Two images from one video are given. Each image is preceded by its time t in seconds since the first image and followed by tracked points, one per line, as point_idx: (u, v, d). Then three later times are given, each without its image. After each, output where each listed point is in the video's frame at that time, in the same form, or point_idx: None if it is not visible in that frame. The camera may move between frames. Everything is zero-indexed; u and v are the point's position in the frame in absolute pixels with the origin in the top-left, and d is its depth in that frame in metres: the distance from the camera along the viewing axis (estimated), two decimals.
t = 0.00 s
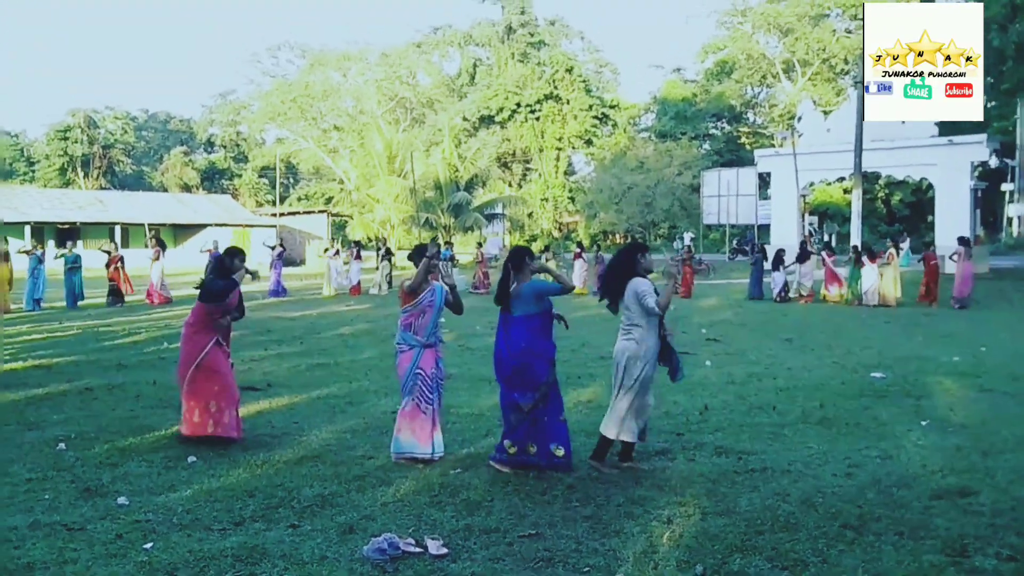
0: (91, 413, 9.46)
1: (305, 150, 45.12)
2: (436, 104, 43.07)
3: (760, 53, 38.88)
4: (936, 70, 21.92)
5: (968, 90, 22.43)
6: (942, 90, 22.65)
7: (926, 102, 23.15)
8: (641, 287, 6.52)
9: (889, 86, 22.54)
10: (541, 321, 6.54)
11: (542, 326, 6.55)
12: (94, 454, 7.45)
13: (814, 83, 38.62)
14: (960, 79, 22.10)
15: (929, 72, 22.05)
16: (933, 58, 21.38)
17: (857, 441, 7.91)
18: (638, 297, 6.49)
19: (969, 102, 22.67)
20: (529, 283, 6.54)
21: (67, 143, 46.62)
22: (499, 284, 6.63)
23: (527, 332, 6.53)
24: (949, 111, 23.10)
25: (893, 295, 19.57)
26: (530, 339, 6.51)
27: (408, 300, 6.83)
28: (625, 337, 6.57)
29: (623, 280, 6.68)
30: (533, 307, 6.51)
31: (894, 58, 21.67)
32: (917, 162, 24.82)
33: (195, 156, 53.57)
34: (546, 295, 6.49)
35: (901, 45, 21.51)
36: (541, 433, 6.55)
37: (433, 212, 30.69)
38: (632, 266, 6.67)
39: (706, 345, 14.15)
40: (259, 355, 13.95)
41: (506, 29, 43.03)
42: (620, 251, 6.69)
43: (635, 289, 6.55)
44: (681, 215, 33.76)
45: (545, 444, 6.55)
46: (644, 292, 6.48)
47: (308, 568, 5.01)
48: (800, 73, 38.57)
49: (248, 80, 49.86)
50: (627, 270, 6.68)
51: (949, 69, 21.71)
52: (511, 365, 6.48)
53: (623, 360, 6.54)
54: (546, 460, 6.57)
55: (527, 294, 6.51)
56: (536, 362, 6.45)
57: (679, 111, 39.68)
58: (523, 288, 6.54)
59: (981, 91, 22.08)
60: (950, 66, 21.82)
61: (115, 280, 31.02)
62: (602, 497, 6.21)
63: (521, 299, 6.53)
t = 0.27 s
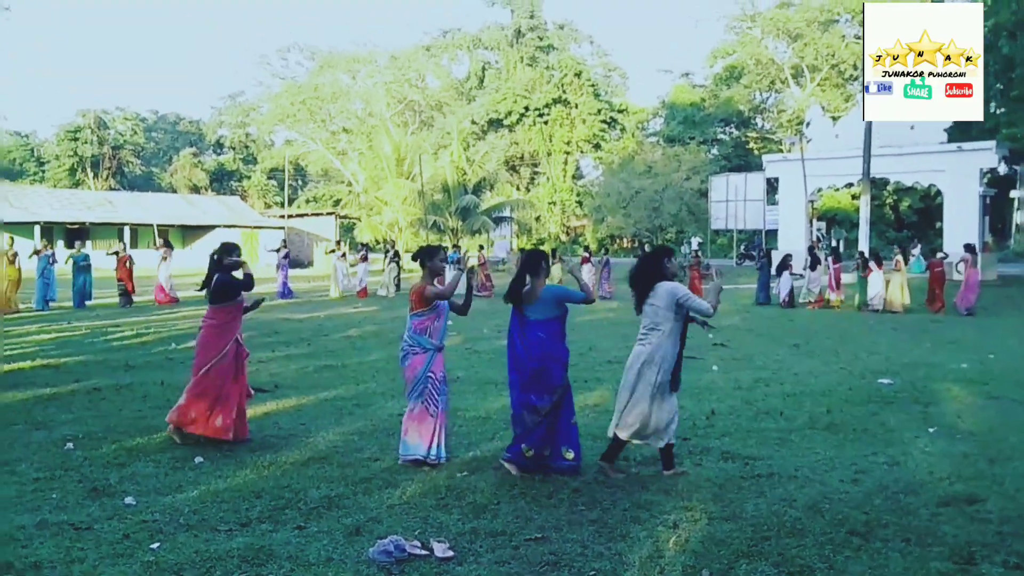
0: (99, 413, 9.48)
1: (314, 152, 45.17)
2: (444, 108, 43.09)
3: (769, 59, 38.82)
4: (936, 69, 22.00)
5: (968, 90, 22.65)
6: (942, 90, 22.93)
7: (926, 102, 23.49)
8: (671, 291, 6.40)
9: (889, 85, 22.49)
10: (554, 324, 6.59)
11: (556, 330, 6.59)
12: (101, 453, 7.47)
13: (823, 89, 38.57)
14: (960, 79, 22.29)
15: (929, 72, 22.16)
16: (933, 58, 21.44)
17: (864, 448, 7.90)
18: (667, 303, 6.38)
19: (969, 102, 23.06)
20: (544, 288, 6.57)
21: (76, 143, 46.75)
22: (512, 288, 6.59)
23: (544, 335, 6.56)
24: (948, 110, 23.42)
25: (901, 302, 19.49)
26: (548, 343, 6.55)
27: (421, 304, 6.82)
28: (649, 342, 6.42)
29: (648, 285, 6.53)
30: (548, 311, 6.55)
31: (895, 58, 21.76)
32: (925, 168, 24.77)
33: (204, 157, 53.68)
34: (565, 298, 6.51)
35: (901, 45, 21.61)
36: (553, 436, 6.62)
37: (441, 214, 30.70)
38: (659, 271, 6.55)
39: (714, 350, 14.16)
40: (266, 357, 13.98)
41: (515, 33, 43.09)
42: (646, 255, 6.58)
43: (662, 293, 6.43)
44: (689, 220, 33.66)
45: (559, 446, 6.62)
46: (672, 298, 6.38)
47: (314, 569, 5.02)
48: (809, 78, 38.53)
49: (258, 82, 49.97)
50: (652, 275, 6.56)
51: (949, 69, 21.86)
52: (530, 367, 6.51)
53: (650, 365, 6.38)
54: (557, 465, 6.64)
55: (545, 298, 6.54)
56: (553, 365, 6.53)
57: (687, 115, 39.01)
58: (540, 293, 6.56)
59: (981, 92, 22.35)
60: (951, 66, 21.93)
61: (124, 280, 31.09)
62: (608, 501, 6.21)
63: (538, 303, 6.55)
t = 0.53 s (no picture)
0: (89, 410, 9.46)
1: (306, 148, 45.11)
2: (436, 103, 43.07)
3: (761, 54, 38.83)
4: (936, 70, 21.63)
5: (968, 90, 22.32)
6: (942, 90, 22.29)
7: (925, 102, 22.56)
8: (702, 298, 6.41)
9: (889, 85, 21.87)
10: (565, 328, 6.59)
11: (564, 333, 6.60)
12: (92, 450, 7.45)
13: (815, 83, 38.64)
14: (959, 79, 21.95)
15: (929, 73, 21.69)
16: (933, 58, 21.17)
17: (855, 442, 7.91)
18: (701, 311, 6.39)
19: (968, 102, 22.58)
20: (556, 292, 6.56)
21: (67, 139, 46.58)
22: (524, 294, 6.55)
23: (556, 340, 6.57)
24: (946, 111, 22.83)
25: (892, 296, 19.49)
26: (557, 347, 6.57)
27: (430, 307, 6.86)
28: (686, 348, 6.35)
29: (673, 292, 6.46)
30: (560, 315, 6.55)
31: (896, 59, 21.27)
32: (917, 163, 24.82)
33: (195, 153, 53.56)
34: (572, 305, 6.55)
35: (901, 45, 21.09)
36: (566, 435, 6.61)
37: (434, 210, 30.65)
38: (681, 277, 6.51)
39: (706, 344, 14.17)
40: (258, 353, 13.95)
41: (507, 28, 43.06)
42: (670, 260, 6.51)
43: (693, 300, 6.41)
44: (681, 215, 33.66)
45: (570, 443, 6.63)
46: (705, 306, 6.39)
47: (306, 565, 5.01)
48: (802, 72, 38.58)
49: (249, 77, 49.87)
50: (676, 281, 6.50)
51: (949, 69, 21.58)
52: (543, 374, 6.53)
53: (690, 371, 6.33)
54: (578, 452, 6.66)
55: (558, 303, 6.54)
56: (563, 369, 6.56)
57: (680, 111, 39.86)
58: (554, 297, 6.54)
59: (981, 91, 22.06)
60: (950, 66, 21.61)
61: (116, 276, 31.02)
62: (600, 496, 6.21)
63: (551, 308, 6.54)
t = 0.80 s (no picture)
0: (78, 406, 9.43)
1: (294, 143, 44.52)
2: (426, 98, 43.08)
3: (751, 49, 38.84)
4: (937, 70, 21.20)
5: (968, 90, 21.94)
6: (942, 90, 22.08)
7: (926, 102, 22.54)
8: (731, 286, 6.26)
9: (890, 86, 22.09)
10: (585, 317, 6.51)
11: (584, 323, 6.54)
12: (81, 446, 7.42)
13: (804, 79, 38.75)
14: (960, 79, 21.47)
15: (929, 72, 21.23)
16: (933, 58, 20.63)
17: (845, 436, 7.93)
18: (731, 300, 6.24)
19: (968, 102, 22.23)
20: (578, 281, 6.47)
21: (54, 134, 46.36)
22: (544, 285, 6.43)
23: (582, 329, 6.49)
24: (947, 111, 22.67)
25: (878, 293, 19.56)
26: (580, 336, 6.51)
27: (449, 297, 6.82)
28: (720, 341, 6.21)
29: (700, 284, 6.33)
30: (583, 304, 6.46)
31: (895, 59, 21.23)
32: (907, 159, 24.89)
33: (184, 148, 53.39)
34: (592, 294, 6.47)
35: (902, 45, 21.00)
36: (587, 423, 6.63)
37: (423, 205, 30.58)
38: (707, 267, 6.37)
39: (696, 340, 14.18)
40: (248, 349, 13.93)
41: (497, 23, 43.05)
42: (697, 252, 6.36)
43: (721, 290, 6.26)
44: (671, 210, 33.63)
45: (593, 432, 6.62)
46: (734, 294, 6.24)
47: (296, 561, 5.00)
48: (791, 68, 38.62)
49: (238, 73, 49.72)
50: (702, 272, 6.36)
51: (950, 69, 21.05)
52: (578, 362, 6.43)
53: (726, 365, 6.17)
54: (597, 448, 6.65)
55: (581, 293, 6.43)
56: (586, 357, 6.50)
57: (670, 106, 39.65)
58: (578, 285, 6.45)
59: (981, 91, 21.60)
60: (950, 66, 21.13)
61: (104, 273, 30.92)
62: (590, 491, 6.21)
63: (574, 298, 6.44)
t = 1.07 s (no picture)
0: (66, 405, 9.40)
1: (285, 141, 44.94)
2: (415, 95, 42.82)
3: (740, 47, 38.87)
4: (935, 69, 21.33)
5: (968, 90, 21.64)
6: (943, 89, 22.09)
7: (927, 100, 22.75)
8: (756, 278, 6.51)
9: (889, 85, 22.52)
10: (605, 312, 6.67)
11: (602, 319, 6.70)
12: (70, 446, 7.40)
13: (793, 76, 38.79)
14: (960, 79, 21.30)
15: (929, 72, 21.45)
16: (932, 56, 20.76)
17: (834, 433, 7.95)
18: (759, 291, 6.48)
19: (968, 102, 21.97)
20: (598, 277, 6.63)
21: (42, 132, 46.14)
22: (565, 282, 6.54)
23: (602, 327, 6.60)
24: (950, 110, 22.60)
25: (866, 289, 19.60)
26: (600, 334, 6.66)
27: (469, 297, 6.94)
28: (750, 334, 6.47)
29: (725, 277, 6.54)
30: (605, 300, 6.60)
31: (894, 58, 21.45)
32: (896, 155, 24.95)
33: (173, 147, 53.21)
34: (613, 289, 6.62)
35: (902, 46, 21.22)
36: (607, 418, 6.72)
37: (414, 204, 30.55)
38: (731, 257, 6.56)
39: (686, 337, 14.20)
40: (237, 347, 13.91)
41: (487, 20, 42.83)
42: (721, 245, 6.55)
43: (747, 282, 6.50)
44: (661, 208, 33.64)
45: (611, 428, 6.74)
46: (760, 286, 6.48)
47: (285, 560, 4.99)
48: (780, 66, 38.65)
49: (227, 71, 49.57)
50: (726, 263, 6.56)
51: (950, 69, 20.97)
52: (606, 358, 6.56)
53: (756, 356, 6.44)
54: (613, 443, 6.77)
55: (599, 291, 6.56)
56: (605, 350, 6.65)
57: (659, 104, 39.21)
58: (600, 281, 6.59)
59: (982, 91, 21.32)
60: (951, 66, 21.12)
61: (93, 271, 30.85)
62: (580, 488, 6.21)
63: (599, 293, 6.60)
